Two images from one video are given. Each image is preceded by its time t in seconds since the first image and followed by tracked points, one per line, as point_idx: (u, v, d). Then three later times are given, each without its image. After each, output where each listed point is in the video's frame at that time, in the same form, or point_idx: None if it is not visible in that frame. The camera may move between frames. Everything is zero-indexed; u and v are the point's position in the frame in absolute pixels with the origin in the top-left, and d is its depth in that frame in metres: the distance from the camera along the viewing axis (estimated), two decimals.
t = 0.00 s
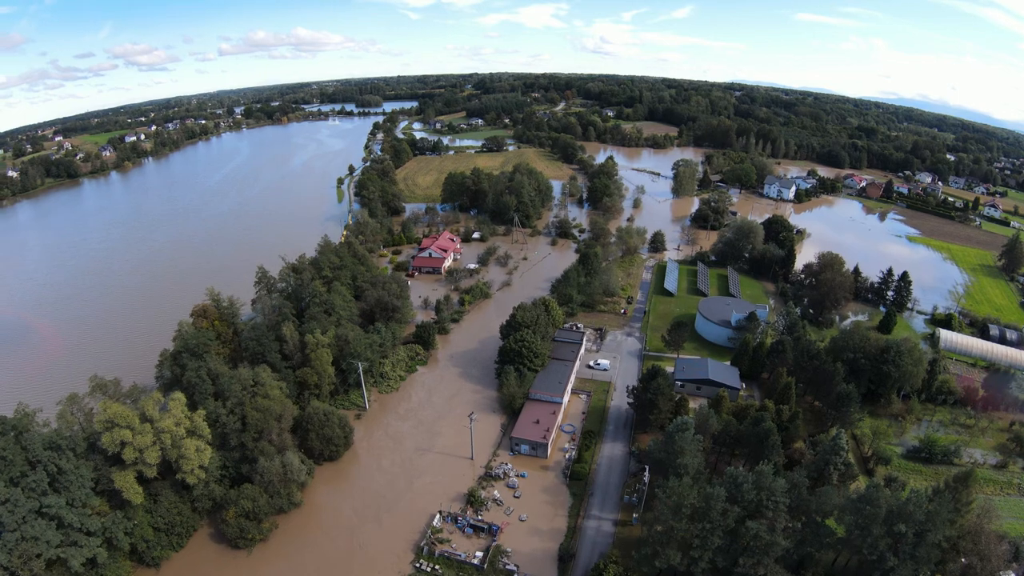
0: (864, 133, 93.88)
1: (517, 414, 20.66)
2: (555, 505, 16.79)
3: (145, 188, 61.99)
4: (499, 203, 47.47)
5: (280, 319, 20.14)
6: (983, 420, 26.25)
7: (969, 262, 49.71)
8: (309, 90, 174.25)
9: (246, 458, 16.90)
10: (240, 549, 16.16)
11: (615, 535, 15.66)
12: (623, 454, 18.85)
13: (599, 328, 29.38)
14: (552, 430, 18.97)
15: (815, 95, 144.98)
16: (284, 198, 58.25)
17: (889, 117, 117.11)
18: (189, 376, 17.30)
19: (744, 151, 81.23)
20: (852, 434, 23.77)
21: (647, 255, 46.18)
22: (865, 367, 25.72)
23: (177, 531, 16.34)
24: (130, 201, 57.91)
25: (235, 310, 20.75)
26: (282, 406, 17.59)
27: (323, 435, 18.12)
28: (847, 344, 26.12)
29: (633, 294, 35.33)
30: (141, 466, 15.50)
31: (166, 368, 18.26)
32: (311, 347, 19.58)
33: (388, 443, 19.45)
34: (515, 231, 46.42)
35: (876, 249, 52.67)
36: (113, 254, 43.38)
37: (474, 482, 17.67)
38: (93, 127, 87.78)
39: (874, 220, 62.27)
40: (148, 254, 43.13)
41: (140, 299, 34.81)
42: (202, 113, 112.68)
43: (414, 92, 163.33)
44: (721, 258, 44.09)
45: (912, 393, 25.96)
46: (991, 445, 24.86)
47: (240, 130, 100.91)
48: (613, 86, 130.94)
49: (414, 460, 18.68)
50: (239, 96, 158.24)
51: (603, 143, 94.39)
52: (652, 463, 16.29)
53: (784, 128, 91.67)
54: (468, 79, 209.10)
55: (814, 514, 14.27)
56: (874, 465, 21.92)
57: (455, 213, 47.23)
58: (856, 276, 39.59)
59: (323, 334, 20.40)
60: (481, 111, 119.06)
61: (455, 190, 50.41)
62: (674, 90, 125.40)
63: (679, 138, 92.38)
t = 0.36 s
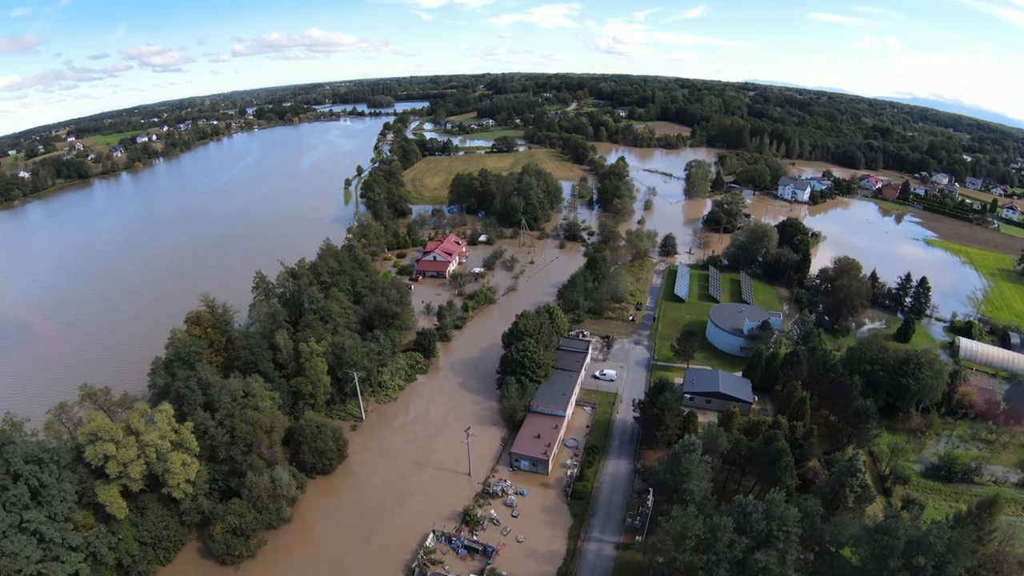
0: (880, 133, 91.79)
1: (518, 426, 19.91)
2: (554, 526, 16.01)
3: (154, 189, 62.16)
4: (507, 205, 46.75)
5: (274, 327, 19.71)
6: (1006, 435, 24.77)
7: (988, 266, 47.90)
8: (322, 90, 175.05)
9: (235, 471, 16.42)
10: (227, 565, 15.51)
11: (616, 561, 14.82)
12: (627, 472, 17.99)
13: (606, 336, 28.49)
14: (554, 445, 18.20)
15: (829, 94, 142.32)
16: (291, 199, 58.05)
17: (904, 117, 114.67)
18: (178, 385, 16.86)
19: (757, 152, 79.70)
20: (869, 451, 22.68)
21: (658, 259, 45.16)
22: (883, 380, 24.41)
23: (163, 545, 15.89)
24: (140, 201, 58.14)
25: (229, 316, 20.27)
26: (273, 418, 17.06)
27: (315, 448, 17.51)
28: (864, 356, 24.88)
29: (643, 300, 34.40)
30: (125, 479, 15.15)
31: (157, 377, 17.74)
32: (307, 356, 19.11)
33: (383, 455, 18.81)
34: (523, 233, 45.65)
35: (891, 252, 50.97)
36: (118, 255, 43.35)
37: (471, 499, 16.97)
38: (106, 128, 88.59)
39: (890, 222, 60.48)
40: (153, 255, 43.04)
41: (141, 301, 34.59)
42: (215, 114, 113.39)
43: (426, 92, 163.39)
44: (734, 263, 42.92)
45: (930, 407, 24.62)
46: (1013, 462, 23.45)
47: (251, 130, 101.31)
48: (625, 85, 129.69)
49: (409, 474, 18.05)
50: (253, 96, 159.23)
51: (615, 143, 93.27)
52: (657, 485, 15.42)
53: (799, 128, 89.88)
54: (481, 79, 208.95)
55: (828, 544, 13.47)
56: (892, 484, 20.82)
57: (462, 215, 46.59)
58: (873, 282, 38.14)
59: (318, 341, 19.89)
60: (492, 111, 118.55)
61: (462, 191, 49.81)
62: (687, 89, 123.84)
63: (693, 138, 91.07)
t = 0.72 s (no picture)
0: (897, 135, 89.47)
1: (517, 440, 19.17)
2: (550, 548, 15.26)
3: (164, 187, 62.41)
4: (515, 207, 46.01)
5: (267, 334, 19.19)
6: None
7: (1007, 274, 45.94)
8: (335, 90, 175.71)
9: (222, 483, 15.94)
10: None
11: None
12: (630, 491, 17.18)
13: (613, 344, 27.62)
14: (553, 461, 17.44)
15: (843, 96, 139.66)
16: (299, 199, 57.94)
17: (921, 120, 111.92)
18: (167, 393, 16.43)
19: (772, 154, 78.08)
20: (885, 472, 21.57)
21: (668, 264, 44.15)
22: (901, 398, 22.97)
23: (148, 558, 15.42)
24: (150, 199, 58.34)
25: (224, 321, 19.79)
26: (262, 429, 16.54)
27: (305, 460, 16.95)
28: (879, 370, 23.56)
29: (652, 307, 33.48)
30: (109, 491, 14.75)
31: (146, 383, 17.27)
32: (300, 364, 18.58)
33: (377, 468, 18.21)
34: (530, 236, 44.88)
35: (908, 257, 49.26)
36: (124, 254, 43.38)
37: (465, 518, 16.29)
38: (121, 126, 89.41)
39: (906, 227, 58.59)
40: (159, 254, 43.02)
41: (144, 302, 34.51)
42: (228, 112, 114.09)
43: (439, 92, 163.09)
44: (747, 268, 41.77)
45: (948, 424, 23.21)
46: None
47: (263, 128, 101.68)
48: (639, 86, 128.19)
49: (403, 488, 17.43)
50: (267, 95, 160.22)
51: (627, 144, 92.05)
52: (659, 510, 14.63)
53: (815, 130, 87.97)
54: (495, 79, 208.47)
55: None
56: (908, 508, 19.71)
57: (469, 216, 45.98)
58: (890, 290, 36.72)
59: (312, 349, 19.33)
60: (505, 111, 117.86)
61: (470, 192, 49.18)
62: (702, 90, 122.13)
63: (707, 139, 89.59)
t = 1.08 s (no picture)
0: (913, 137, 87.14)
1: (517, 456, 18.46)
2: (547, 573, 14.54)
3: (175, 186, 62.64)
4: (523, 209, 45.26)
5: (261, 342, 18.72)
6: None
7: None
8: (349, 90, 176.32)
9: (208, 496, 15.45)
10: None
11: None
12: (632, 513, 16.39)
13: (620, 354, 26.78)
14: (553, 480, 16.69)
15: (859, 96, 136.86)
16: (307, 199, 57.74)
17: (936, 121, 109.06)
18: (155, 403, 15.99)
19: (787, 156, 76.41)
20: (901, 493, 20.54)
21: (680, 269, 43.11)
22: (921, 415, 21.70)
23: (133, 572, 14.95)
24: (160, 198, 58.55)
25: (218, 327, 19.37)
26: (250, 441, 16.03)
27: (295, 474, 16.41)
28: (896, 385, 22.36)
29: (662, 314, 32.56)
30: (93, 504, 14.33)
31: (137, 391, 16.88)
32: (293, 373, 18.07)
33: (371, 482, 17.62)
34: (539, 239, 44.14)
35: (926, 262, 47.49)
36: (132, 254, 43.42)
37: (458, 538, 15.62)
38: (135, 125, 90.22)
39: (924, 231, 56.73)
40: (166, 254, 42.96)
41: (147, 302, 34.35)
42: (242, 112, 114.81)
43: (452, 92, 162.82)
44: (761, 274, 40.59)
45: (968, 444, 21.97)
46: None
47: (276, 128, 102.03)
48: (653, 86, 126.71)
49: (396, 504, 16.82)
50: (281, 95, 161.23)
51: (641, 145, 90.81)
52: (662, 537, 13.87)
53: (831, 131, 86.04)
54: (508, 79, 207.94)
55: None
56: (925, 534, 18.70)
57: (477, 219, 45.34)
58: (909, 299, 35.22)
59: (305, 357, 18.81)
60: (517, 111, 117.18)
61: (479, 194, 48.54)
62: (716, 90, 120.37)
63: (721, 140, 88.05)
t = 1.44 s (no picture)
0: (930, 138, 84.69)
1: (518, 472, 17.74)
2: None
3: (187, 186, 62.94)
4: (533, 211, 44.47)
5: (255, 350, 18.27)
6: None
7: None
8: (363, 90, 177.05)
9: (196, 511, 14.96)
10: None
11: None
12: (636, 537, 15.57)
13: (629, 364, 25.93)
14: (553, 500, 15.94)
15: (878, 96, 133.95)
16: (316, 199, 57.60)
17: (954, 121, 106.22)
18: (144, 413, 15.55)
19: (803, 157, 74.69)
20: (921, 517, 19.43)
21: (693, 273, 42.01)
22: (943, 434, 20.40)
23: None
24: (171, 198, 58.80)
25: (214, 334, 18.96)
26: (239, 454, 15.53)
27: (286, 488, 15.87)
28: (916, 402, 21.09)
29: (674, 322, 31.60)
30: (77, 517, 13.84)
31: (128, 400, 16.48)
32: (286, 383, 17.58)
33: (365, 498, 17.04)
34: (548, 242, 43.37)
35: (945, 267, 45.79)
36: (141, 253, 43.51)
37: (452, 559, 14.95)
38: (151, 125, 91.16)
39: (944, 235, 54.87)
40: (174, 254, 42.97)
41: (152, 303, 34.23)
42: (256, 112, 115.66)
43: (465, 92, 162.60)
44: (777, 280, 39.36)
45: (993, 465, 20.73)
46: None
47: (289, 128, 102.48)
48: (668, 85, 125.20)
49: (391, 521, 16.21)
50: (296, 95, 162.41)
51: (654, 145, 89.51)
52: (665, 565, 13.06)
53: (847, 131, 84.01)
54: (522, 79, 207.41)
55: None
56: (945, 561, 17.60)
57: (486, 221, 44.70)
58: (930, 307, 33.52)
59: (299, 366, 18.31)
60: (530, 111, 116.46)
61: (488, 195, 47.87)
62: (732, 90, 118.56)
63: (736, 141, 86.42)
